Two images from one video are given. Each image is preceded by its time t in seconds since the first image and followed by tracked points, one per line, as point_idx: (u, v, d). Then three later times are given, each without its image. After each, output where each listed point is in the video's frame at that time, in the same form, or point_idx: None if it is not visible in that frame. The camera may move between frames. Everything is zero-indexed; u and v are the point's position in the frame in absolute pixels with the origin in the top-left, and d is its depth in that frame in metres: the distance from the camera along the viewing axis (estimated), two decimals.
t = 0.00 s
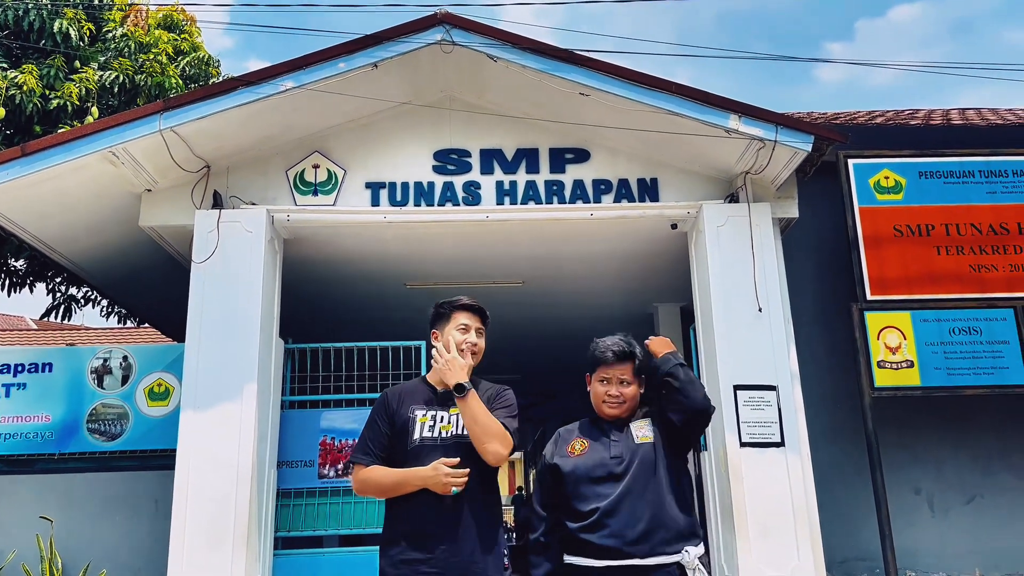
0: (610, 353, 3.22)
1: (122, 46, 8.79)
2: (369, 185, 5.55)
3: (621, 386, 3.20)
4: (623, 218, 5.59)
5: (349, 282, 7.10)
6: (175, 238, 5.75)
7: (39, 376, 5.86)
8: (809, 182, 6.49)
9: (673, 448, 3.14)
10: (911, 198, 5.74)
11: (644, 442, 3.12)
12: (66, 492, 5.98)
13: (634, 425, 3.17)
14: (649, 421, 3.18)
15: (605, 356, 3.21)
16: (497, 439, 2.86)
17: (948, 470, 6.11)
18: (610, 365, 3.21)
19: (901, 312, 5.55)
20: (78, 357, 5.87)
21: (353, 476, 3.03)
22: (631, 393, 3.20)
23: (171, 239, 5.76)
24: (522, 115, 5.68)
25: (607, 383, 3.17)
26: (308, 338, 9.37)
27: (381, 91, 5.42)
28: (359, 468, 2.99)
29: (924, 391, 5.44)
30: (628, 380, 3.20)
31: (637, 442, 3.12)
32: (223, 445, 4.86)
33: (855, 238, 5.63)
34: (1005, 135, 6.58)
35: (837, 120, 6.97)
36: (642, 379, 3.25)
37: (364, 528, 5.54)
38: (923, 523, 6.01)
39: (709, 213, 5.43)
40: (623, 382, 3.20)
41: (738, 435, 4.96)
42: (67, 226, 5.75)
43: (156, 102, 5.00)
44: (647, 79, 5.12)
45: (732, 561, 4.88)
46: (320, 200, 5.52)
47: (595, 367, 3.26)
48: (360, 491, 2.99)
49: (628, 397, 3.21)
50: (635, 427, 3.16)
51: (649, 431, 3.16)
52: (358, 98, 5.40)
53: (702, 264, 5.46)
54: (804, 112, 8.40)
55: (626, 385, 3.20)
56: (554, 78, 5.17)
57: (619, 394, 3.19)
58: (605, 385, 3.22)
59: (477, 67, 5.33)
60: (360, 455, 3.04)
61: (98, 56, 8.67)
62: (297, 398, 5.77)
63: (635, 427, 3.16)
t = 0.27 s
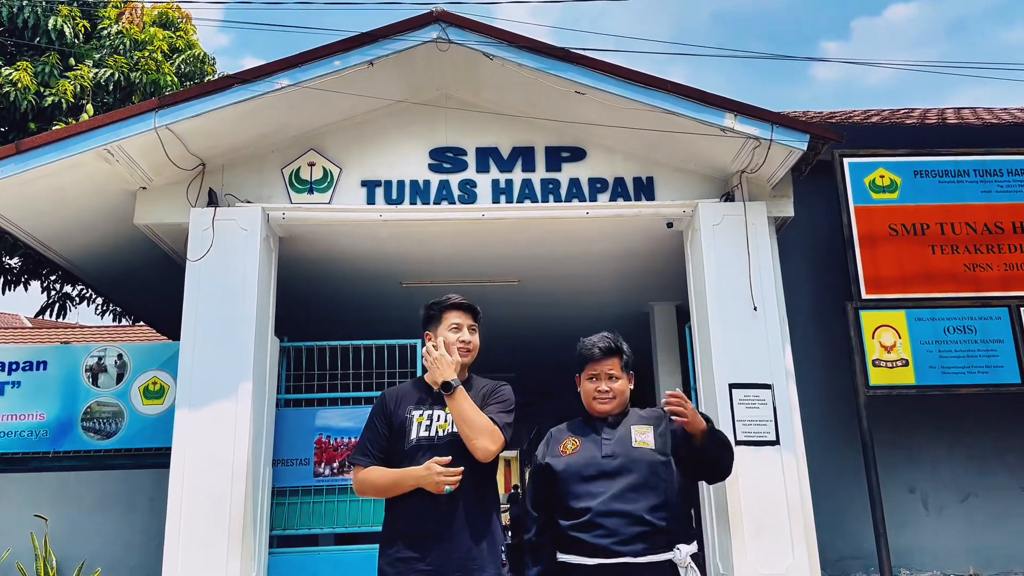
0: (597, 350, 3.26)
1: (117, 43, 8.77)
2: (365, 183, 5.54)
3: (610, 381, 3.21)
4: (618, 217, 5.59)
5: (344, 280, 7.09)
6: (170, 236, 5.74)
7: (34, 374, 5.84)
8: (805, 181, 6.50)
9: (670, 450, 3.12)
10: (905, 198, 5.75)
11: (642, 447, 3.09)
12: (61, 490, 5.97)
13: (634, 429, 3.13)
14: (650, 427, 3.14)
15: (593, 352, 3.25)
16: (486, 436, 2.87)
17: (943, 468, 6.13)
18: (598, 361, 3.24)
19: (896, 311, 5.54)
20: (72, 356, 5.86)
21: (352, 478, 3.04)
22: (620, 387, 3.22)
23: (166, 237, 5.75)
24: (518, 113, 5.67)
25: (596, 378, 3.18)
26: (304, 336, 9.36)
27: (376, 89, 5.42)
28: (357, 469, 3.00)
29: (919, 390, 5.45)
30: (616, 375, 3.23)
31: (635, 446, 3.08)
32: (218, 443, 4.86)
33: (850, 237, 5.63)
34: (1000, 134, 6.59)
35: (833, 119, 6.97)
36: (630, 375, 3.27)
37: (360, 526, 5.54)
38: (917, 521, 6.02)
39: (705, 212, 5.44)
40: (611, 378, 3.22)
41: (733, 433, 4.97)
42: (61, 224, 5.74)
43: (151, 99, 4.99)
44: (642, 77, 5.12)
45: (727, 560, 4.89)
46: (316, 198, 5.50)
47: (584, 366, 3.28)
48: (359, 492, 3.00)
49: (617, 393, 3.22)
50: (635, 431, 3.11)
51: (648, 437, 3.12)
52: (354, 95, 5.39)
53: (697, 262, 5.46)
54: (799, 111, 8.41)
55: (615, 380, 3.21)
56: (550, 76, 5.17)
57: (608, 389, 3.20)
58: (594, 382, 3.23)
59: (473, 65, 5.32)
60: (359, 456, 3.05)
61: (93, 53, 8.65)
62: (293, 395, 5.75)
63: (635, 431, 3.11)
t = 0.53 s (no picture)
0: (588, 346, 3.41)
1: (113, 40, 8.75)
2: (361, 181, 5.53)
3: (602, 376, 3.35)
4: (615, 216, 5.59)
5: (341, 279, 7.09)
6: (166, 234, 5.73)
7: (29, 372, 5.83)
8: (800, 180, 6.51)
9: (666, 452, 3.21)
10: (901, 196, 5.76)
11: (640, 447, 3.17)
12: (56, 488, 5.96)
13: (631, 430, 3.22)
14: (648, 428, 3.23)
15: (584, 349, 3.39)
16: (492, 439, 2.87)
17: (938, 467, 6.14)
18: (589, 357, 3.38)
19: (891, 309, 5.56)
20: (68, 354, 5.84)
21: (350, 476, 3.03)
22: (612, 380, 3.35)
23: (161, 235, 5.74)
24: (514, 111, 5.67)
25: (588, 372, 3.32)
26: (300, 334, 9.35)
27: (373, 87, 5.41)
28: (354, 467, 3.00)
29: (914, 388, 5.46)
30: (608, 369, 3.37)
31: (632, 446, 3.17)
32: (214, 441, 4.85)
33: (846, 235, 5.64)
34: (995, 133, 6.61)
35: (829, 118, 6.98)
36: (620, 369, 3.42)
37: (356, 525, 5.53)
38: (912, 520, 6.04)
39: (701, 211, 5.44)
40: (603, 372, 3.36)
41: (729, 431, 4.98)
42: (57, 222, 5.72)
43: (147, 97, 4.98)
44: (639, 76, 5.13)
45: (722, 558, 4.89)
46: (312, 196, 5.50)
47: (577, 363, 3.42)
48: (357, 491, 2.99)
49: (611, 387, 3.35)
50: (632, 432, 3.21)
51: (646, 438, 3.20)
52: (350, 93, 5.39)
53: (694, 261, 5.47)
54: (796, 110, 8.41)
55: (607, 375, 3.35)
56: (546, 75, 5.16)
57: (601, 383, 3.33)
58: (588, 378, 3.37)
59: (469, 63, 5.32)
60: (357, 455, 3.05)
61: (89, 50, 8.64)
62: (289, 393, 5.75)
63: (634, 432, 3.21)
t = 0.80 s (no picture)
0: (583, 344, 3.40)
1: (109, 38, 8.75)
2: (358, 179, 5.53)
3: (597, 373, 3.34)
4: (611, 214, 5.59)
5: (338, 277, 7.08)
6: (162, 232, 5.72)
7: (25, 370, 5.82)
8: (797, 179, 6.51)
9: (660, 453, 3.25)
10: (897, 195, 5.77)
11: (637, 447, 3.19)
12: (52, 487, 5.95)
13: (627, 430, 3.24)
14: (643, 428, 3.26)
15: (580, 347, 3.38)
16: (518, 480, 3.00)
17: (934, 465, 6.15)
18: (584, 355, 3.38)
19: (887, 308, 5.57)
20: (63, 352, 5.83)
21: (342, 474, 3.01)
22: (607, 378, 3.35)
23: (157, 233, 5.73)
24: (511, 110, 5.67)
25: (583, 371, 3.32)
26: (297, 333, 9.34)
27: (370, 85, 5.41)
28: (348, 465, 2.98)
29: (910, 386, 5.47)
30: (603, 367, 3.36)
31: (629, 446, 3.19)
32: (210, 439, 4.84)
33: (842, 234, 5.65)
34: (991, 132, 6.62)
35: (826, 117, 6.99)
36: (615, 366, 3.42)
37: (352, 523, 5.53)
38: (908, 518, 6.05)
39: (698, 210, 5.44)
40: (598, 370, 3.35)
41: (725, 430, 4.98)
42: (52, 220, 5.71)
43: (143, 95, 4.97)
44: (635, 74, 5.13)
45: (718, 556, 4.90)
46: (309, 194, 5.49)
47: (572, 361, 3.42)
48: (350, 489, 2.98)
49: (606, 384, 3.35)
50: (629, 432, 3.23)
51: (642, 438, 3.23)
52: (347, 91, 5.39)
53: (690, 259, 5.47)
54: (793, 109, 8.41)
55: (602, 373, 3.35)
56: (543, 73, 5.16)
57: (596, 381, 3.33)
58: (583, 376, 3.37)
59: (466, 62, 5.31)
60: (349, 452, 3.03)
61: (85, 48, 8.64)
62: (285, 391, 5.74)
63: (629, 432, 3.23)
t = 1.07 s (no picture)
0: (578, 343, 3.40)
1: (106, 36, 8.75)
2: (355, 178, 5.52)
3: (592, 372, 3.34)
4: (608, 213, 5.59)
5: (335, 276, 7.08)
6: (159, 230, 5.72)
7: (21, 369, 5.80)
8: (794, 178, 6.52)
9: (655, 453, 3.26)
10: (895, 195, 5.78)
11: (631, 447, 3.20)
12: (48, 485, 5.94)
13: (623, 431, 3.25)
14: (638, 428, 3.26)
15: (575, 346, 3.38)
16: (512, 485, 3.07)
17: (931, 464, 6.16)
18: (579, 354, 3.38)
19: (884, 307, 5.57)
20: (59, 351, 5.81)
21: (340, 469, 2.98)
22: (602, 377, 3.35)
23: (154, 232, 5.73)
24: (509, 109, 5.67)
25: (578, 369, 3.32)
26: (294, 331, 9.33)
27: (367, 83, 5.40)
28: (347, 461, 2.94)
29: (907, 386, 5.47)
30: (598, 366, 3.36)
31: (623, 447, 3.19)
32: (207, 438, 4.84)
33: (839, 234, 5.65)
34: (988, 131, 6.63)
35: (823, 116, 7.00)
36: (610, 365, 3.42)
37: (349, 522, 5.53)
38: (904, 517, 6.06)
39: (695, 209, 5.44)
40: (593, 369, 3.35)
41: (722, 429, 4.99)
42: (49, 218, 5.70)
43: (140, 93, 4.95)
44: (633, 73, 5.13)
45: (715, 554, 4.91)
46: (306, 193, 5.49)
47: (567, 360, 3.42)
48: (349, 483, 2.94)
49: (601, 383, 3.35)
50: (623, 433, 3.23)
51: (637, 438, 3.23)
52: (344, 90, 5.38)
53: (688, 258, 5.47)
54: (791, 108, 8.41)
55: (597, 371, 3.34)
56: (540, 72, 5.16)
57: (591, 379, 3.33)
58: (578, 375, 3.36)
59: (464, 60, 5.31)
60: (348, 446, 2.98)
61: (82, 46, 8.63)
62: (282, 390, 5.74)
63: (624, 432, 3.24)
